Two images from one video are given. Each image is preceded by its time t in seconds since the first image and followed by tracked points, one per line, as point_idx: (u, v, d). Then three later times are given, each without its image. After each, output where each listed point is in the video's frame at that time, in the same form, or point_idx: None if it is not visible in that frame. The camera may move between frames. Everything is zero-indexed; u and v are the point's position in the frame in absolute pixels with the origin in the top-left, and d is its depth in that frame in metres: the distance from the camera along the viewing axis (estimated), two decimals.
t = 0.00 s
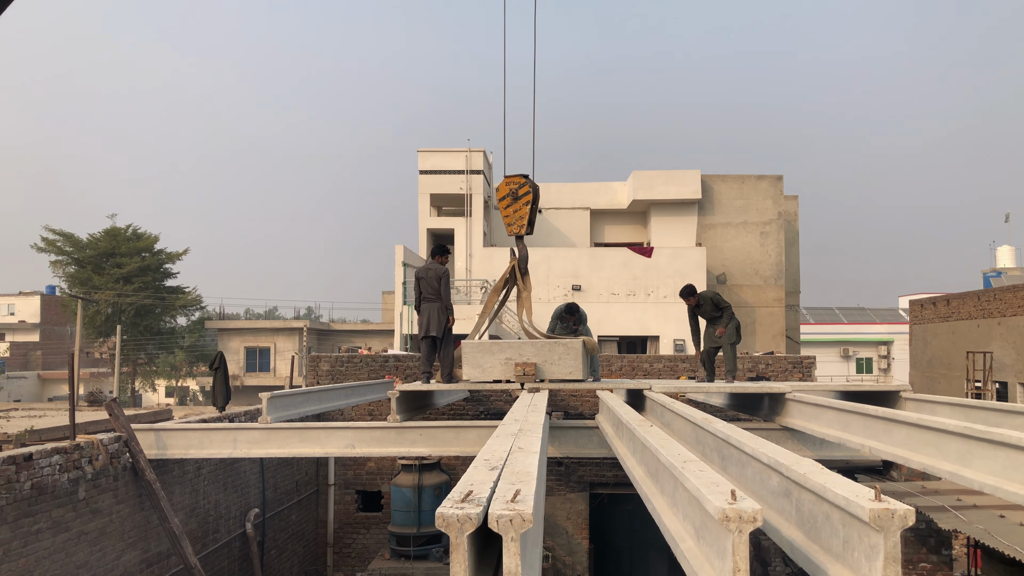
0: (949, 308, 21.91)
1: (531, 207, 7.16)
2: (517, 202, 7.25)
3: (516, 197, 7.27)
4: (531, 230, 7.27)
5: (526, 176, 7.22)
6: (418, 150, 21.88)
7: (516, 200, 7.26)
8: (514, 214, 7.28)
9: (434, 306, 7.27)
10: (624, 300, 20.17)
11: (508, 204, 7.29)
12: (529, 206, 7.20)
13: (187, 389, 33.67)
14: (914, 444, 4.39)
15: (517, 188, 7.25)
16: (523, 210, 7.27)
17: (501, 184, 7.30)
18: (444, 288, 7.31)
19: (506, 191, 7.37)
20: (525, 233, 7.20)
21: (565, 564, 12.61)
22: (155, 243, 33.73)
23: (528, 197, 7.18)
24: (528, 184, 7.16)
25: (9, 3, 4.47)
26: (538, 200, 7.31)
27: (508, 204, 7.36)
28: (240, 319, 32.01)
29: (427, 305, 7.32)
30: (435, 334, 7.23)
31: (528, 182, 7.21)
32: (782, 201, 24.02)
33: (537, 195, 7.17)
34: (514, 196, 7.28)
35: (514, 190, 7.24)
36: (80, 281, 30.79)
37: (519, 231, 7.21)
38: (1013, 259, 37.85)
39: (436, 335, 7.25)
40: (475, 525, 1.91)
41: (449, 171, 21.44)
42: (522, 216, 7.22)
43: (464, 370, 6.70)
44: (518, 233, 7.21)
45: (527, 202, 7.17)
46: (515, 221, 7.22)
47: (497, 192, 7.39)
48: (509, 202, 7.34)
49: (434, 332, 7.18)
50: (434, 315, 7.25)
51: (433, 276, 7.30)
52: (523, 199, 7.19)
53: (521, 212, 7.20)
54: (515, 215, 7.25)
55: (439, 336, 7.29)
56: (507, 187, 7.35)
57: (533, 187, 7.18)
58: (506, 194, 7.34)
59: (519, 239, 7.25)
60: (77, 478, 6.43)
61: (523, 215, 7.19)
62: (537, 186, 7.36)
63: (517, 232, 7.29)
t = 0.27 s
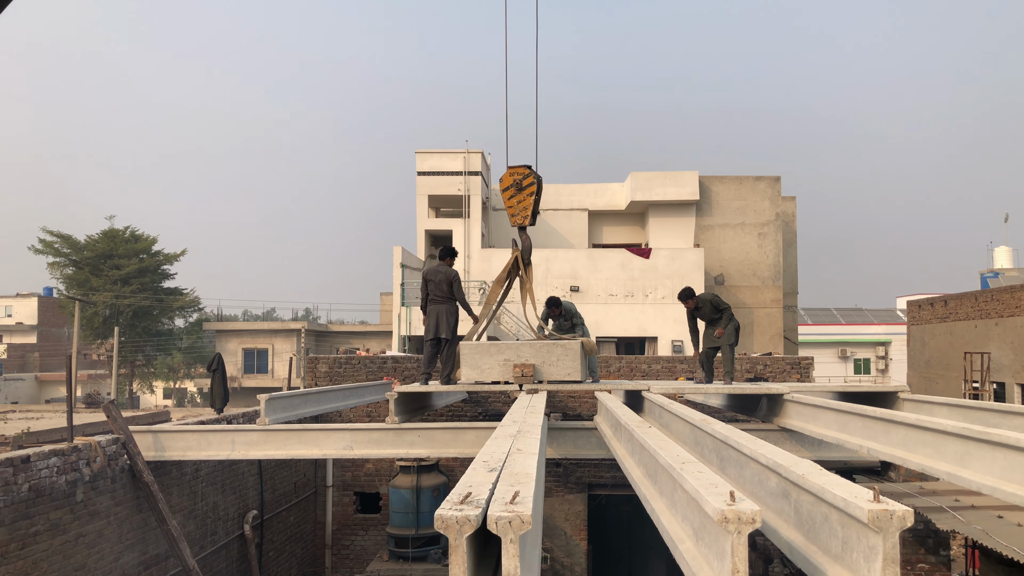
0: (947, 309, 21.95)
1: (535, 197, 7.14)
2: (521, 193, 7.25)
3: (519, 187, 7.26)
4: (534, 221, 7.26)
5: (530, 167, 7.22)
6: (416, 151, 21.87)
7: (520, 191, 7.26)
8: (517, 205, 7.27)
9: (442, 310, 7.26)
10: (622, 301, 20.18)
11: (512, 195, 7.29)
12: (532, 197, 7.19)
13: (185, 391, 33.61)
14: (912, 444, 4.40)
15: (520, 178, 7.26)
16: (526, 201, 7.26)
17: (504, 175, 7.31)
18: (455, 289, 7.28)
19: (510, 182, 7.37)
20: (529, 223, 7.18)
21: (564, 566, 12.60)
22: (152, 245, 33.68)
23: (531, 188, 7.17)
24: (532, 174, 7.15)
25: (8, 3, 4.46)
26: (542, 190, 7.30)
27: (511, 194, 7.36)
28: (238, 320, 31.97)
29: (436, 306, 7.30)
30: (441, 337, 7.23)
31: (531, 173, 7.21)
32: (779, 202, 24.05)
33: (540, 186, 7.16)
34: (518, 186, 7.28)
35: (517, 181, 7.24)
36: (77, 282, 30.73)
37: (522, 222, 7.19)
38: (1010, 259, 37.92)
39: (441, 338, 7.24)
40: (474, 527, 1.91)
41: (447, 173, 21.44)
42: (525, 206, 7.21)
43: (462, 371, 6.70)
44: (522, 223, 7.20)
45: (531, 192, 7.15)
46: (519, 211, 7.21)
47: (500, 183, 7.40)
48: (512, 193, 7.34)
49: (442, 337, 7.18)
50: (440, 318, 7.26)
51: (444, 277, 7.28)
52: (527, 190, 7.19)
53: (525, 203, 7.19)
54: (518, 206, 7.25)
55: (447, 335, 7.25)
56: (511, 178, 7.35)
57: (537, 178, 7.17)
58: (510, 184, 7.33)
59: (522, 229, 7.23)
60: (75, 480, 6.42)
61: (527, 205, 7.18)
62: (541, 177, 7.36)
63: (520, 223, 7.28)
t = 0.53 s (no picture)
0: (943, 308, 22.01)
1: (534, 187, 7.13)
2: (520, 183, 7.24)
3: (518, 178, 7.26)
4: (534, 211, 7.25)
5: (529, 158, 7.21)
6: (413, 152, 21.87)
7: (519, 181, 7.25)
8: (517, 196, 7.26)
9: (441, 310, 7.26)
10: (619, 302, 20.19)
11: (511, 185, 7.29)
12: (532, 187, 7.17)
13: (182, 393, 33.54)
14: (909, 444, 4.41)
15: (520, 168, 7.25)
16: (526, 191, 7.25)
17: (504, 166, 7.30)
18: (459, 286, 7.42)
19: (509, 172, 7.36)
20: (529, 214, 7.17)
21: (561, 567, 12.62)
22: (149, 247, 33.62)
23: (531, 178, 7.16)
24: (531, 164, 7.14)
25: (7, 5, 4.45)
26: (541, 181, 7.29)
27: (510, 185, 7.35)
28: (234, 322, 31.93)
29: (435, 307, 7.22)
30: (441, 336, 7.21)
31: (530, 163, 7.20)
32: (776, 202, 24.10)
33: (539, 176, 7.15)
34: (517, 177, 7.28)
35: (517, 171, 7.23)
36: (74, 284, 30.65)
37: (522, 213, 7.18)
38: (1006, 259, 38.04)
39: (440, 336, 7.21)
40: (472, 529, 1.91)
41: (444, 174, 21.44)
42: (525, 197, 7.20)
43: (460, 373, 6.70)
44: (522, 214, 7.19)
45: (530, 182, 7.14)
46: (519, 202, 7.21)
47: (499, 174, 7.40)
48: (511, 184, 7.34)
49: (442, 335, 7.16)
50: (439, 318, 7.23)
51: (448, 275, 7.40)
52: (526, 180, 7.18)
53: (524, 193, 7.18)
54: (518, 196, 7.24)
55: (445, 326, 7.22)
56: (510, 169, 7.34)
57: (536, 168, 7.16)
58: (509, 175, 7.33)
59: (522, 220, 7.22)
60: (72, 482, 6.41)
61: (527, 196, 7.17)
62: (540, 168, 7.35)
63: (520, 214, 7.27)
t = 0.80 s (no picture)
0: (943, 311, 22.02)
1: (532, 179, 7.13)
2: (518, 176, 7.25)
3: (517, 171, 7.27)
4: (532, 204, 7.25)
5: (527, 151, 7.23)
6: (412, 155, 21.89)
7: (518, 174, 7.26)
8: (515, 188, 7.26)
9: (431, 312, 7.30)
10: (619, 305, 20.20)
11: (510, 178, 7.29)
12: (530, 179, 7.17)
13: (182, 396, 33.52)
14: (908, 447, 4.42)
15: (518, 161, 7.27)
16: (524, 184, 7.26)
17: (502, 158, 7.31)
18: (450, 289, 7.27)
19: (508, 165, 7.37)
20: (527, 205, 7.16)
21: (561, 569, 12.61)
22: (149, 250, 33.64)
23: (529, 170, 7.16)
24: (529, 157, 7.15)
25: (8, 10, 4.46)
26: (540, 174, 7.29)
27: (509, 178, 7.35)
28: (234, 325, 31.94)
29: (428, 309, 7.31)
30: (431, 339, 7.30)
31: (529, 156, 7.22)
32: (776, 205, 24.12)
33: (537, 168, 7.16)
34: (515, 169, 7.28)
35: (515, 164, 7.24)
36: (74, 288, 30.66)
37: (520, 205, 7.18)
38: (1006, 262, 38.07)
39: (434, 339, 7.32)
40: (470, 532, 1.92)
41: (444, 177, 21.46)
42: (523, 189, 7.20)
43: (459, 375, 6.70)
44: (520, 206, 7.19)
45: (528, 175, 7.15)
46: (517, 194, 7.21)
47: (498, 167, 7.40)
48: (510, 177, 7.34)
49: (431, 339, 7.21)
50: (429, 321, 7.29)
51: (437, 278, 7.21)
52: (524, 172, 7.18)
53: (522, 185, 7.18)
54: (516, 189, 7.24)
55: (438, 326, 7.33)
56: (509, 162, 7.35)
57: (534, 161, 7.17)
58: (508, 168, 7.33)
59: (520, 213, 7.22)
60: (72, 486, 6.41)
61: (525, 188, 7.17)
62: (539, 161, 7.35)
63: (518, 206, 7.27)
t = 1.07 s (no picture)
0: (943, 310, 22.03)
1: (527, 169, 7.15)
2: (513, 166, 7.25)
3: (511, 161, 7.27)
4: (528, 193, 7.26)
5: (522, 141, 7.23)
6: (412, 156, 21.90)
7: (513, 164, 7.26)
8: (510, 178, 7.27)
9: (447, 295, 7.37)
10: (619, 305, 20.21)
11: (504, 168, 7.29)
12: (525, 170, 7.19)
13: (182, 398, 33.53)
14: (909, 446, 4.42)
15: (513, 151, 7.27)
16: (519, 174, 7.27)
17: (497, 149, 7.32)
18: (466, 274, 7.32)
19: (502, 156, 7.36)
20: (522, 195, 7.17)
21: (562, 570, 12.62)
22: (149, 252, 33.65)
23: (524, 160, 7.18)
24: (524, 147, 7.15)
25: (7, 12, 4.47)
26: (534, 164, 7.30)
27: (504, 168, 7.35)
28: (235, 327, 31.94)
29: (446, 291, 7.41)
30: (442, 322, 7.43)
31: (524, 146, 7.23)
32: (775, 205, 24.14)
33: (532, 159, 7.18)
34: (510, 160, 7.28)
35: (510, 154, 7.24)
36: (74, 290, 30.66)
37: (516, 195, 7.19)
38: (1006, 261, 38.06)
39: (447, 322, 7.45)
40: (470, 532, 1.92)
41: (443, 178, 21.46)
42: (519, 179, 7.21)
43: (460, 376, 6.70)
44: (516, 197, 7.20)
45: (523, 165, 7.16)
46: (512, 184, 7.21)
47: (493, 157, 7.40)
48: (504, 167, 7.34)
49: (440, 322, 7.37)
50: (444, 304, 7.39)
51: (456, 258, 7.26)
52: (519, 162, 7.19)
53: (518, 175, 7.19)
54: (512, 179, 7.24)
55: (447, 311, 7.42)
56: (503, 152, 7.35)
57: (529, 151, 7.19)
58: (502, 158, 7.33)
59: (516, 202, 7.23)
60: (72, 488, 6.41)
61: (520, 178, 7.18)
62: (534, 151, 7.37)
63: (513, 197, 7.29)
